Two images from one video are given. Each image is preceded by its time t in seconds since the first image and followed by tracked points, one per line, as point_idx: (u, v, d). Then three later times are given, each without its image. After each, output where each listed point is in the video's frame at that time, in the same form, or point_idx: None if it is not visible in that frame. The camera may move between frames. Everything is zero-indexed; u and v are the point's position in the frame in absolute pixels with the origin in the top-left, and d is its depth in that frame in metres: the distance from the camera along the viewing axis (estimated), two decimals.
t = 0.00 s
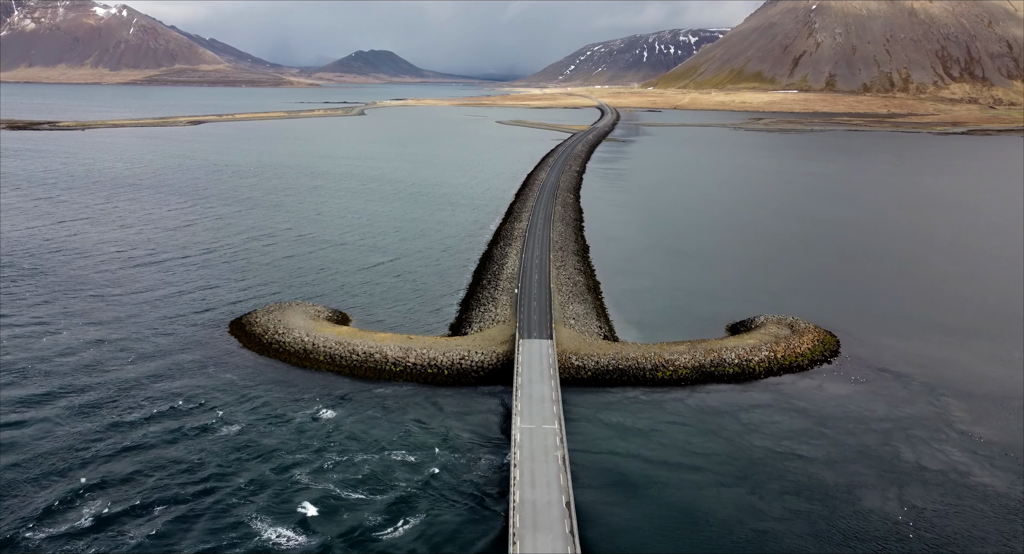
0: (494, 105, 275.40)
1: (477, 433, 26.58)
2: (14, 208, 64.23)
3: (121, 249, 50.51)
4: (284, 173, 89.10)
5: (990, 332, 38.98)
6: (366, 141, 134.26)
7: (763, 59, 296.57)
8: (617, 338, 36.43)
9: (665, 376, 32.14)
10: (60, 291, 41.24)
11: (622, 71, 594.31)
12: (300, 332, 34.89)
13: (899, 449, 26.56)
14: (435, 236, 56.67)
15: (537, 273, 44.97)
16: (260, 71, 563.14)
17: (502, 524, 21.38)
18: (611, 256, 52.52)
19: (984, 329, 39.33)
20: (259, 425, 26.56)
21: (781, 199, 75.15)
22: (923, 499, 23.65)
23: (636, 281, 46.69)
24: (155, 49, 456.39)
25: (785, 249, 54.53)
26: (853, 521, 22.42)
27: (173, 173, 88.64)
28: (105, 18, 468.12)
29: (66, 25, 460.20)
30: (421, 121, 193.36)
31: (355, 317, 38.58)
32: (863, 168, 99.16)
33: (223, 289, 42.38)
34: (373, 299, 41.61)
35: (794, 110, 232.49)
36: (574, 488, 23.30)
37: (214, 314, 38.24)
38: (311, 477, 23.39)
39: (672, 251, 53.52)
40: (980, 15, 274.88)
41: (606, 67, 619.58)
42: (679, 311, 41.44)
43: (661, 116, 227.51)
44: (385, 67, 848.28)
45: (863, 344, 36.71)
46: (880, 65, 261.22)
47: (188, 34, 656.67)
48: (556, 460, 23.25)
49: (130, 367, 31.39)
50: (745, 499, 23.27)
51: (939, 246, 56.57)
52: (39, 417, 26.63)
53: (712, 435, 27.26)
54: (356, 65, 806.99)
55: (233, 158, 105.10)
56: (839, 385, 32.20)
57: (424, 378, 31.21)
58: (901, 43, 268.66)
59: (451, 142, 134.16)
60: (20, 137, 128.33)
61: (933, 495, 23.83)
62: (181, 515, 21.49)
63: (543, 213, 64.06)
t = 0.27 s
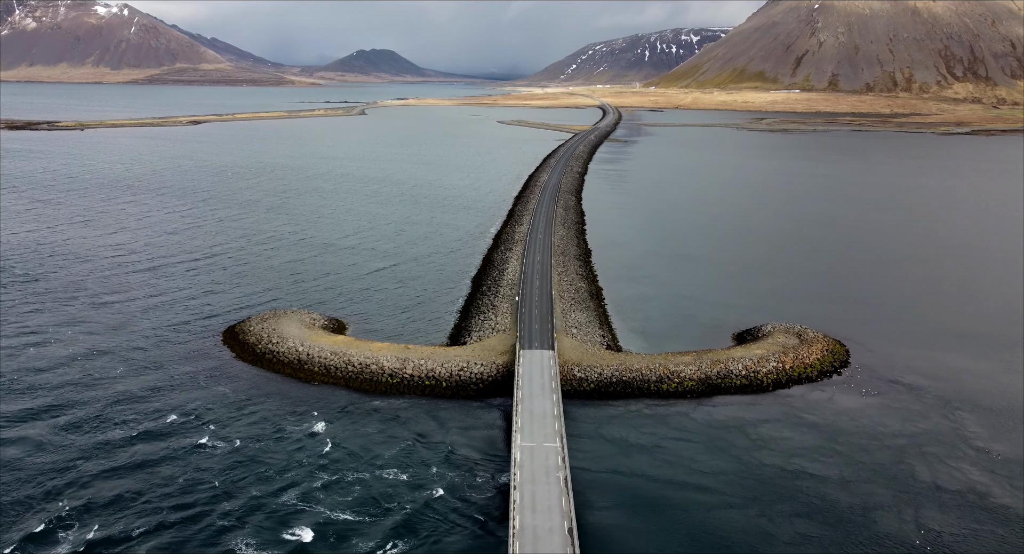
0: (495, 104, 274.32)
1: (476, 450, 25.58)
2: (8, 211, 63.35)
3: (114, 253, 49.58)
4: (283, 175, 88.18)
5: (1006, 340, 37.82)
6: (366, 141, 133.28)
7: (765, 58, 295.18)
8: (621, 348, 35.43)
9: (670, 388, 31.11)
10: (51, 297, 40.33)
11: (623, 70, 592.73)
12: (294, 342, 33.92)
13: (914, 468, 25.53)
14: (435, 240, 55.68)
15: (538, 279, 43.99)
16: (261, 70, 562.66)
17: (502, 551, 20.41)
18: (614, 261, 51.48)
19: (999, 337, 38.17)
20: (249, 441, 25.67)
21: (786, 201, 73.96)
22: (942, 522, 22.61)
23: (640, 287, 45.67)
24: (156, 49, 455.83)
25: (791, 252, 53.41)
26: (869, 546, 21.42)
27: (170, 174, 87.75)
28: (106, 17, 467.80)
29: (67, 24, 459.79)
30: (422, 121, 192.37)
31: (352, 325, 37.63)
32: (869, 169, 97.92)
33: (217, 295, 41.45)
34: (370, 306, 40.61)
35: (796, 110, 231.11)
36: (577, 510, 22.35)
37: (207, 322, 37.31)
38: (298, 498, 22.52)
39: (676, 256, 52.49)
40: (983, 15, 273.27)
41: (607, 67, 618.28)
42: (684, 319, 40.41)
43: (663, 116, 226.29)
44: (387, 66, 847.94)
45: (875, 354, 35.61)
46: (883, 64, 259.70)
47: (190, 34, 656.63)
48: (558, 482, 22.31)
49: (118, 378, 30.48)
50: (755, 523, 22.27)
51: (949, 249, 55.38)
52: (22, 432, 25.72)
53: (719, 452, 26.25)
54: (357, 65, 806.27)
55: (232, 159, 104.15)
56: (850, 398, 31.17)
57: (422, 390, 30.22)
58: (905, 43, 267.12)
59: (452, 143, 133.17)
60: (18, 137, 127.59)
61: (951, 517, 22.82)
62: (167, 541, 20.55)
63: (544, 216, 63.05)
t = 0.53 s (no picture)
0: (497, 104, 272.95)
1: (474, 469, 24.61)
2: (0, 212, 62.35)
3: (108, 256, 48.67)
4: (282, 176, 87.31)
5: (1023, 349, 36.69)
6: (366, 141, 132.22)
7: (767, 58, 293.75)
8: (624, 358, 34.46)
9: (675, 401, 30.13)
10: (41, 303, 39.39)
11: (625, 70, 591.18)
12: (288, 352, 32.97)
13: (931, 487, 24.52)
14: (434, 243, 54.67)
15: (540, 285, 43.04)
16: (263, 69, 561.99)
17: None
18: (617, 265, 50.49)
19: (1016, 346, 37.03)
20: (237, 458, 24.77)
21: (791, 202, 72.88)
22: (962, 547, 21.63)
23: (643, 293, 44.69)
24: (157, 47, 455.27)
25: (799, 256, 52.35)
26: None
27: (167, 175, 86.81)
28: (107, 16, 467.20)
29: (68, 23, 459.18)
30: (423, 120, 191.44)
31: (349, 333, 36.70)
32: (874, 170, 96.82)
33: (211, 301, 40.53)
34: (366, 313, 39.59)
35: (799, 110, 229.77)
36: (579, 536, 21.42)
37: (200, 330, 36.40)
38: (285, 522, 21.66)
39: (680, 260, 51.49)
40: (986, 14, 271.68)
41: (609, 66, 616.96)
42: (689, 327, 39.36)
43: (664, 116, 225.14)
44: (388, 65, 847.44)
45: (888, 365, 34.48)
46: (886, 64, 258.41)
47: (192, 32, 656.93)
48: (559, 505, 21.39)
49: (106, 390, 29.57)
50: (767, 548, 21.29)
51: (959, 253, 54.29)
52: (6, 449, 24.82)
53: (728, 470, 25.23)
54: (359, 63, 805.25)
55: (231, 160, 103.32)
56: (862, 411, 30.15)
57: (420, 403, 29.26)
58: (907, 42, 265.73)
59: (453, 143, 132.10)
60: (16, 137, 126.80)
61: (972, 541, 21.83)
62: None
63: (546, 219, 62.14)
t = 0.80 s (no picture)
0: (497, 103, 271.60)
1: (472, 488, 23.71)
2: None
3: (100, 260, 47.72)
4: (281, 177, 86.35)
5: None
6: (365, 141, 131.24)
7: (769, 56, 292.25)
8: (627, 368, 33.49)
9: (681, 415, 29.14)
10: (29, 309, 38.47)
11: (626, 68, 589.33)
12: (282, 362, 32.00)
13: (947, 508, 23.57)
14: (433, 247, 53.71)
15: (540, 292, 42.11)
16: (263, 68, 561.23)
17: None
18: (620, 270, 49.42)
19: None
20: (223, 477, 23.85)
21: (797, 205, 71.74)
22: None
23: (646, 299, 43.73)
24: (158, 46, 454.34)
25: (805, 260, 51.27)
26: None
27: (164, 176, 85.97)
28: (108, 14, 466.34)
29: (69, 21, 458.28)
30: (423, 120, 190.45)
31: (344, 342, 35.74)
32: (879, 171, 95.66)
33: (204, 307, 39.56)
34: (363, 320, 38.63)
35: (801, 109, 228.42)
36: None
37: (192, 338, 35.47)
38: (270, 548, 20.76)
39: (683, 264, 50.46)
40: (990, 12, 269.82)
41: (610, 64, 615.12)
42: (694, 335, 38.33)
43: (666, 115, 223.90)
44: (389, 64, 845.97)
45: (900, 376, 33.39)
46: (888, 62, 256.72)
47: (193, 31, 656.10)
48: (561, 531, 20.49)
49: (92, 402, 28.64)
50: None
51: (969, 257, 53.22)
52: None
53: (736, 489, 24.30)
54: (360, 62, 803.88)
55: (229, 161, 102.35)
56: (873, 425, 29.20)
57: (417, 417, 28.31)
58: (910, 40, 263.85)
59: (453, 144, 131.14)
60: (14, 137, 126.07)
61: None
62: None
63: (547, 222, 61.12)
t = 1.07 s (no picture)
0: (498, 102, 270.60)
1: (470, 509, 22.72)
2: None
3: (91, 264, 46.70)
4: (278, 178, 85.30)
5: None
6: (364, 141, 130.37)
7: (771, 56, 290.91)
8: (631, 380, 32.47)
9: (687, 430, 28.11)
10: (16, 314, 37.50)
11: (627, 68, 587.86)
12: (274, 373, 31.00)
13: (965, 531, 22.60)
14: (432, 251, 52.73)
15: (541, 298, 41.13)
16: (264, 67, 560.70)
17: None
18: (623, 276, 48.37)
19: None
20: (207, 497, 22.94)
21: (803, 207, 70.79)
22: None
23: (650, 306, 42.69)
24: (158, 45, 453.24)
25: (814, 265, 50.14)
26: None
27: (161, 177, 85.03)
28: (108, 12, 465.55)
29: (69, 20, 457.54)
30: (423, 120, 189.48)
31: (339, 351, 34.74)
32: (884, 172, 94.59)
33: (195, 314, 38.55)
34: (359, 327, 37.66)
35: (803, 108, 227.17)
36: None
37: (182, 346, 34.53)
38: None
39: (688, 269, 49.39)
40: (992, 11, 268.24)
41: (611, 64, 613.64)
42: (700, 345, 37.29)
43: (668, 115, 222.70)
44: (390, 63, 844.83)
45: (913, 389, 32.32)
46: (891, 62, 255.26)
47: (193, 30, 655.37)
48: None
49: (75, 414, 27.76)
50: None
51: (978, 261, 52.29)
52: None
53: (745, 510, 23.31)
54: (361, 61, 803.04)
55: (226, 161, 101.23)
56: (886, 439, 28.19)
57: (413, 432, 27.32)
58: (913, 39, 262.29)
59: (453, 144, 130.17)
60: (11, 137, 125.25)
61: None
62: None
63: (548, 225, 60.08)
